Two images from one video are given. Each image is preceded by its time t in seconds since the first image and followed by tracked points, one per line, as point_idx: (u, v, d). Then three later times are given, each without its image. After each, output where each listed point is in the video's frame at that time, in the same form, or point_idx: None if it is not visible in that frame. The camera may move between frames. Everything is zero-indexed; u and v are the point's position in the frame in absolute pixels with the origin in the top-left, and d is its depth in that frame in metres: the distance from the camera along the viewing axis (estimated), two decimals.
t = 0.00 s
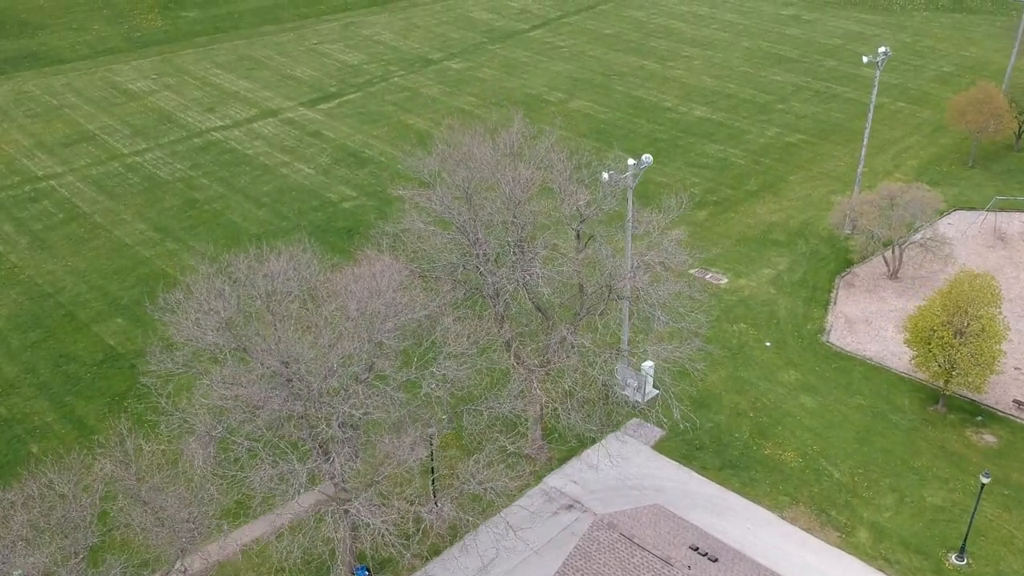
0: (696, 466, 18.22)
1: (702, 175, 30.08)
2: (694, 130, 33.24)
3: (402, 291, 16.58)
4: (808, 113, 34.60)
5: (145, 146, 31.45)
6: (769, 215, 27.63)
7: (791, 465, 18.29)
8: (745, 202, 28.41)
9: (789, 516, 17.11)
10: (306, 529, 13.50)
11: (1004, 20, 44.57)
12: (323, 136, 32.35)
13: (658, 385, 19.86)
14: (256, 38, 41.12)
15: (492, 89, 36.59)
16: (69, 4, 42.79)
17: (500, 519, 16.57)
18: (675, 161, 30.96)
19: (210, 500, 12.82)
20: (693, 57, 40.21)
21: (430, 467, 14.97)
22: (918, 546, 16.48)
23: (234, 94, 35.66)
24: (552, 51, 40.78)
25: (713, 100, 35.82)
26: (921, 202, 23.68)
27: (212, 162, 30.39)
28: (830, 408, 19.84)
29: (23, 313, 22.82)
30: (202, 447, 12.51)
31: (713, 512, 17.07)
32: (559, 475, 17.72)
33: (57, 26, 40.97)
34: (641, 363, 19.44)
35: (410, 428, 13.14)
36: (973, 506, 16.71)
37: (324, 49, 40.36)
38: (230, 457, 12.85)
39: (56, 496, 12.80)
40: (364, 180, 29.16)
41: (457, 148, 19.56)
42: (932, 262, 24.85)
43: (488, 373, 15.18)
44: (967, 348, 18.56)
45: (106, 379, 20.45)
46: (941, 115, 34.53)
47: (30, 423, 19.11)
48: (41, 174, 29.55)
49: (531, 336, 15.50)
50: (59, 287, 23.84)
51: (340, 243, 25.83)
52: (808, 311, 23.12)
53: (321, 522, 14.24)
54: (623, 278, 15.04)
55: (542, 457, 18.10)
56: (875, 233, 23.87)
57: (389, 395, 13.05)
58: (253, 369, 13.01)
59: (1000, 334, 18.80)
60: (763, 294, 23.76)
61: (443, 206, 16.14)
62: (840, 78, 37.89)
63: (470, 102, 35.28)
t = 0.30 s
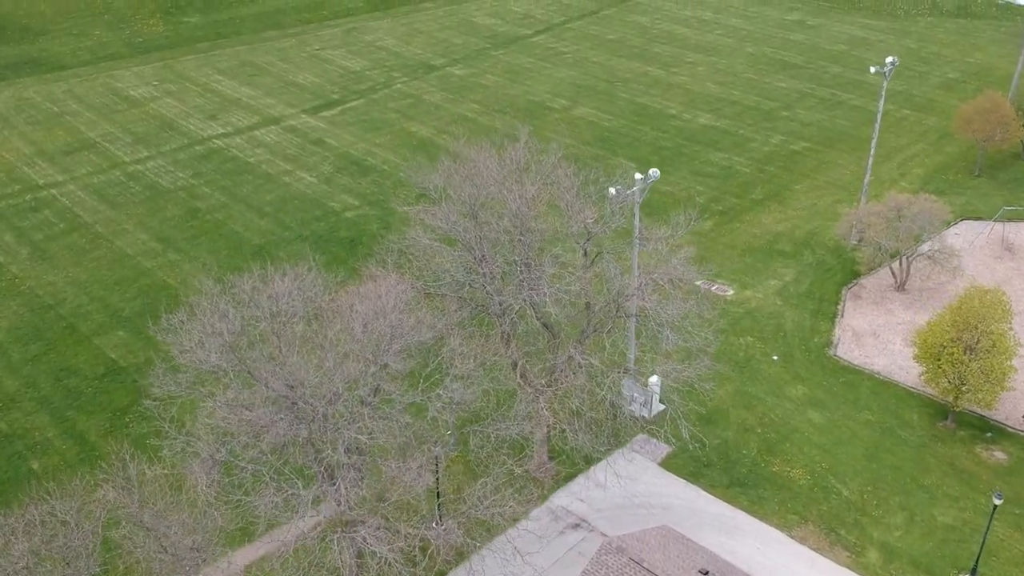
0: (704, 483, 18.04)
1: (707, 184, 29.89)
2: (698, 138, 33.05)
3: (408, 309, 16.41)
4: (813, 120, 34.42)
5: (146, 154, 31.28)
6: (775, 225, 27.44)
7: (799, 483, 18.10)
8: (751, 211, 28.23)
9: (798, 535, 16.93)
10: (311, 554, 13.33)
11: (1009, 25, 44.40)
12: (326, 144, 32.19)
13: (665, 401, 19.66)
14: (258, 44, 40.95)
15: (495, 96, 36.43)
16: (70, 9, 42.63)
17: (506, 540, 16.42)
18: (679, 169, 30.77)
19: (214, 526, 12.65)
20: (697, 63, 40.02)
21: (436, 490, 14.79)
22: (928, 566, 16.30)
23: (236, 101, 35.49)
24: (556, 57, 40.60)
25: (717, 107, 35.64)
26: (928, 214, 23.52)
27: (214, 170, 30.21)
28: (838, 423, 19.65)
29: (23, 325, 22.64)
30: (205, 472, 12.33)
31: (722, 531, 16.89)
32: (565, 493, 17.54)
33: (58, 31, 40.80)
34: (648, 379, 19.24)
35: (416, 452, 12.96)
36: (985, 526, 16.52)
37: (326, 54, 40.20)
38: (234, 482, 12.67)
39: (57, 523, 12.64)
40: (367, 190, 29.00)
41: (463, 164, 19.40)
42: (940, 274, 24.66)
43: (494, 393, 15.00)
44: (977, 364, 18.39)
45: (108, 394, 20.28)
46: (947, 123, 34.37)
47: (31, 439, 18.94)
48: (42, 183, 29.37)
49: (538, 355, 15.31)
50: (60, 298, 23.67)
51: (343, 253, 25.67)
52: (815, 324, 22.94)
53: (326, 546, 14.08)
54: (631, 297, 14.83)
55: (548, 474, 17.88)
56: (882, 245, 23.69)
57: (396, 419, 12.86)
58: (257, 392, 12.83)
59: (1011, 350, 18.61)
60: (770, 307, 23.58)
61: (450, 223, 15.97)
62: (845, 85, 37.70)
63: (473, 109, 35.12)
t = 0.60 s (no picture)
0: (713, 503, 17.89)
1: (713, 194, 29.72)
2: (703, 147, 32.89)
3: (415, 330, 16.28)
4: (818, 129, 34.25)
5: (149, 164, 31.13)
6: (781, 236, 27.30)
7: (808, 503, 17.94)
8: (757, 222, 28.07)
9: (807, 557, 16.78)
10: None
11: (1014, 31, 44.25)
12: (329, 153, 32.04)
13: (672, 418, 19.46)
14: (260, 51, 40.79)
15: (498, 104, 36.27)
16: (71, 16, 42.48)
17: (513, 564, 16.28)
18: (684, 179, 30.62)
19: (220, 555, 12.51)
20: (700, 70, 39.85)
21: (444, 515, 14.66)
22: None
23: (238, 109, 35.33)
24: (559, 64, 40.42)
25: (722, 115, 35.48)
26: (937, 227, 23.36)
27: (216, 181, 30.06)
28: (847, 441, 19.49)
29: (26, 340, 22.50)
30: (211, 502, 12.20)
31: (730, 553, 16.74)
32: (572, 513, 17.39)
33: (60, 38, 40.65)
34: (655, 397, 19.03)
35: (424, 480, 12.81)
36: (997, 549, 16.36)
37: (329, 62, 40.04)
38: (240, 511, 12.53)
39: (61, 554, 12.50)
40: (371, 201, 28.89)
41: (469, 181, 19.25)
42: (948, 287, 24.49)
43: (502, 416, 14.86)
44: (987, 383, 18.23)
45: (111, 411, 20.14)
46: (952, 131, 34.22)
47: (33, 457, 18.81)
48: (43, 194, 29.22)
49: (546, 377, 15.16)
50: (62, 313, 23.53)
51: (347, 266, 25.54)
52: (822, 338, 22.80)
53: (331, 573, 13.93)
54: (640, 319, 14.67)
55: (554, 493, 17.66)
56: (890, 258, 23.51)
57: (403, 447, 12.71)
58: (263, 419, 12.68)
59: (1021, 369, 18.45)
60: (777, 321, 23.43)
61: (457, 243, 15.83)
62: (849, 93, 37.54)
63: (476, 118, 34.98)
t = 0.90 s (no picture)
0: (721, 524, 17.77)
1: (719, 205, 29.58)
2: (708, 156, 32.73)
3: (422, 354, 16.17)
4: (824, 138, 34.12)
5: (151, 174, 31.00)
6: (787, 249, 27.17)
7: (818, 524, 17.79)
8: (763, 233, 27.94)
9: None
10: None
11: (1019, 38, 44.10)
12: (332, 163, 31.93)
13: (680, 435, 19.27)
14: (263, 59, 40.67)
15: (502, 113, 36.13)
16: (73, 23, 42.36)
17: None
18: (689, 190, 30.47)
19: None
20: (705, 78, 39.71)
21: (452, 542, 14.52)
22: None
23: (241, 119, 35.21)
24: (562, 71, 40.27)
25: (726, 124, 35.35)
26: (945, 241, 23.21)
27: (220, 192, 29.94)
28: (856, 460, 19.34)
29: (29, 356, 22.36)
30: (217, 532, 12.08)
31: None
32: (580, 534, 17.27)
33: (62, 46, 40.53)
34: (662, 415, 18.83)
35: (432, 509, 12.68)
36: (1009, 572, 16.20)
37: (332, 69, 39.92)
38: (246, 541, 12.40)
39: None
40: (375, 212, 28.77)
41: (476, 202, 19.14)
42: (955, 301, 24.34)
43: (510, 441, 14.72)
44: (998, 402, 18.09)
45: (115, 429, 20.01)
46: (958, 140, 34.08)
47: (37, 477, 18.68)
48: (46, 205, 29.08)
49: (554, 401, 15.01)
50: (65, 327, 23.41)
51: (351, 279, 25.41)
52: (830, 354, 22.66)
53: None
54: (648, 342, 14.52)
55: (560, 513, 17.40)
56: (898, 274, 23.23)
57: (411, 475, 12.58)
58: (270, 448, 12.56)
59: None
60: (784, 336, 23.30)
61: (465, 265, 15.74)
62: (854, 101, 37.41)
63: (480, 126, 34.85)
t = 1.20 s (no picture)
0: (730, 545, 17.62)
1: (724, 216, 29.43)
2: (712, 166, 32.59)
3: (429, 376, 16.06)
4: (829, 147, 33.97)
5: (154, 185, 30.85)
6: (793, 261, 27.03)
7: (827, 545, 17.64)
8: (769, 245, 27.81)
9: None
10: None
11: None
12: (335, 173, 31.81)
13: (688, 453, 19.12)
14: (265, 66, 40.53)
15: (505, 122, 36.00)
16: (75, 30, 42.22)
17: None
18: (693, 201, 30.31)
19: None
20: (708, 86, 39.56)
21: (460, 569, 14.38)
22: None
23: (244, 127, 35.08)
24: (566, 79, 40.13)
25: (731, 133, 35.20)
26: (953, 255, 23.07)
27: (222, 203, 29.79)
28: (865, 478, 19.21)
29: (31, 372, 22.23)
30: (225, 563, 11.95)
31: None
32: (588, 555, 17.16)
33: (64, 54, 40.39)
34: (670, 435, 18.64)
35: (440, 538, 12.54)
36: None
37: (334, 77, 39.78)
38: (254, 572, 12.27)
39: None
40: (378, 224, 28.66)
41: (483, 220, 19.02)
42: (963, 315, 24.19)
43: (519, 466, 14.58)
44: (1008, 423, 17.95)
45: (119, 447, 19.87)
46: (963, 149, 33.95)
47: (39, 496, 18.54)
48: (48, 217, 28.94)
49: (563, 426, 14.87)
50: (68, 342, 23.28)
51: (355, 293, 25.30)
52: (838, 369, 22.51)
53: None
54: (656, 364, 14.38)
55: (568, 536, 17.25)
56: (906, 288, 23.18)
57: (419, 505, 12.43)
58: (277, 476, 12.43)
59: None
60: (791, 351, 23.16)
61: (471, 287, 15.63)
62: (859, 109, 37.27)
63: (484, 136, 34.72)
